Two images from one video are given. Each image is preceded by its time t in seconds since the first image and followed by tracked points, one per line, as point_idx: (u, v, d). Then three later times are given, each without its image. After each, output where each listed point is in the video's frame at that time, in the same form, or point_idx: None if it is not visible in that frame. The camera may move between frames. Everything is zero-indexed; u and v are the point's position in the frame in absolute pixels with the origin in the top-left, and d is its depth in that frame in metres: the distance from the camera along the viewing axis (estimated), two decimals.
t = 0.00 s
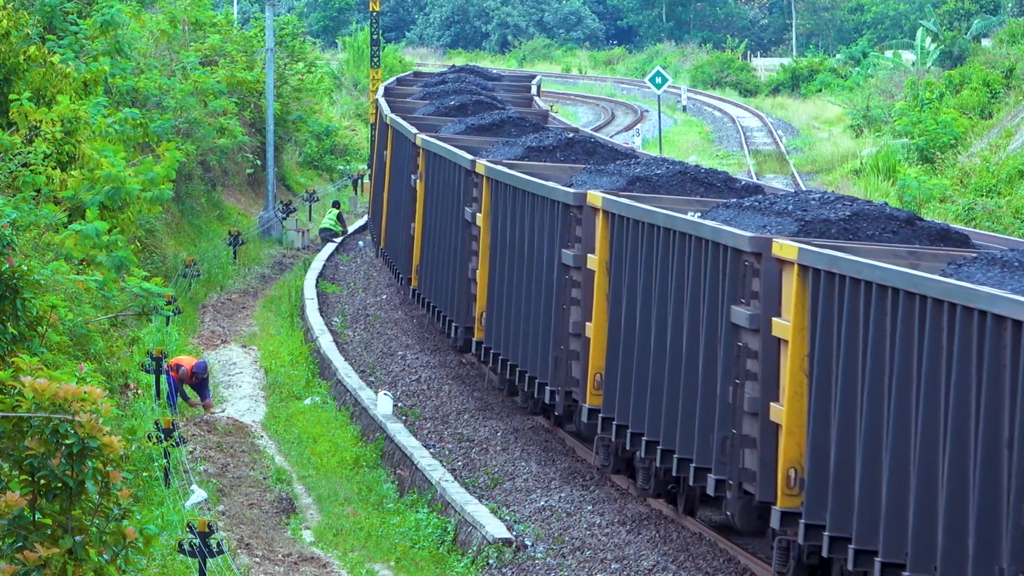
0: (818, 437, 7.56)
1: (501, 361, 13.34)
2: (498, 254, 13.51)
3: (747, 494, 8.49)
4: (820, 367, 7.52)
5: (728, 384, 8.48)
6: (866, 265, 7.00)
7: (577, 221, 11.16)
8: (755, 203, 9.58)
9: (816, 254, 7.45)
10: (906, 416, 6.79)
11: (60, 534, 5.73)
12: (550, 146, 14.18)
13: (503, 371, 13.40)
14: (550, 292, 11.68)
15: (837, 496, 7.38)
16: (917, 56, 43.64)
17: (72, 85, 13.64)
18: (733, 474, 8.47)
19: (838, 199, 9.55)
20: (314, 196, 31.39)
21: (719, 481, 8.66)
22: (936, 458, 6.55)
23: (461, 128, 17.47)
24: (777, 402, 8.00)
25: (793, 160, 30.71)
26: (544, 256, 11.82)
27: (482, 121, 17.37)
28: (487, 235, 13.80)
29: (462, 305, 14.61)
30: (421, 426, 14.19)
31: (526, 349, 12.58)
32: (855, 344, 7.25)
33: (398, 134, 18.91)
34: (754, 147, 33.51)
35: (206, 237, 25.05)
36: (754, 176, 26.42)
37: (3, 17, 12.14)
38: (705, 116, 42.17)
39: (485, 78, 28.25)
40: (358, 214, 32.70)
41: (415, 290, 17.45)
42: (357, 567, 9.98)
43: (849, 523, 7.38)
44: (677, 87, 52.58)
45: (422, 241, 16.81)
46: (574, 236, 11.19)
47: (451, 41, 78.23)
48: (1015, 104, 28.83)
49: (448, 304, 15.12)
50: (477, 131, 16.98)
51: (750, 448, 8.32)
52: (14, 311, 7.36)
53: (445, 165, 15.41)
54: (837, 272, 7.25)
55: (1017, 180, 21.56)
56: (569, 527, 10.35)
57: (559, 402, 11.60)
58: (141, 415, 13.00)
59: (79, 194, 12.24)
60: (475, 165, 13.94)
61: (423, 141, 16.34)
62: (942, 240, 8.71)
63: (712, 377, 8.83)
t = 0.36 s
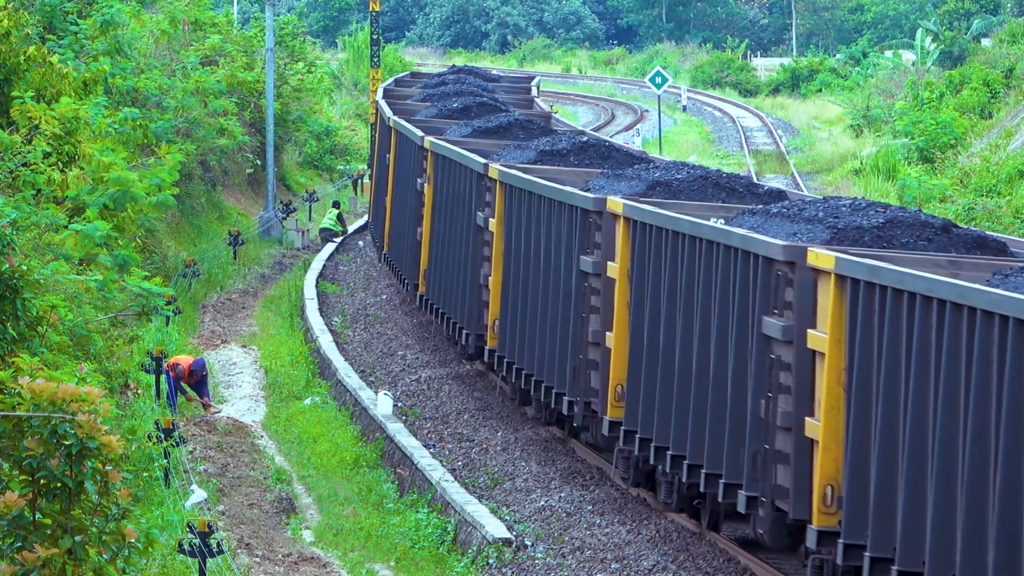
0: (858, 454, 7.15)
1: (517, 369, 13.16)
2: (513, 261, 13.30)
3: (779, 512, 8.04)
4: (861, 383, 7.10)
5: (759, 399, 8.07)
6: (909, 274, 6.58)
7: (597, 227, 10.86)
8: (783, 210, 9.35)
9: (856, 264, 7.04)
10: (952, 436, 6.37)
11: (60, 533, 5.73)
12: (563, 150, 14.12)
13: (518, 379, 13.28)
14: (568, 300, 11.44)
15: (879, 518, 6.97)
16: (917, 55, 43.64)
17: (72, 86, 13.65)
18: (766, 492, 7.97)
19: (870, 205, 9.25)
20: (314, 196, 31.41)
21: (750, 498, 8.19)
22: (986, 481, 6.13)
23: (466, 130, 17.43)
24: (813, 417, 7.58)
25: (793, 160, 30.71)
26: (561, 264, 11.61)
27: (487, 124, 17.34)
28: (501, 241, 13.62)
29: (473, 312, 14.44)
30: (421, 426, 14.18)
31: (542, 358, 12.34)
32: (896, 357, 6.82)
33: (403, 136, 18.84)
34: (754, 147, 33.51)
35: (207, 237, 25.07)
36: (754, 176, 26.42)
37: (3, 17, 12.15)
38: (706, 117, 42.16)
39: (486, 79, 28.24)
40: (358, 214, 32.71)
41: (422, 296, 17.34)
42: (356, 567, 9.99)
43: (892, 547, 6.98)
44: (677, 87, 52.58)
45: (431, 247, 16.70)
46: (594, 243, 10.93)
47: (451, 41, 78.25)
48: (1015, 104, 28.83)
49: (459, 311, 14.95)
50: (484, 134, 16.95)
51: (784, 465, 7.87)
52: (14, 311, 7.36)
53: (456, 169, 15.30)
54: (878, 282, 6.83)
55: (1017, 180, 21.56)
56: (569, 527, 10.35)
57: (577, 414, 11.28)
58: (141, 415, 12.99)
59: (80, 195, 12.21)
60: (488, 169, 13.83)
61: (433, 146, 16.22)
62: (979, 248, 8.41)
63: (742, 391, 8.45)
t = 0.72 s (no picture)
0: (900, 473, 6.82)
1: (532, 380, 12.80)
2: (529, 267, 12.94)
3: (815, 530, 7.72)
4: (903, 398, 6.75)
5: (794, 413, 7.72)
6: (956, 286, 6.25)
7: (619, 234, 10.47)
8: (813, 216, 8.96)
9: (898, 275, 6.68)
10: (1004, 456, 6.02)
11: (59, 533, 5.73)
12: (574, 153, 13.68)
13: (533, 389, 12.89)
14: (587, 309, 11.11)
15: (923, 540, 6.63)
16: (917, 55, 43.61)
17: (72, 86, 13.67)
18: (801, 508, 7.67)
19: (903, 210, 8.94)
20: (314, 196, 31.40)
21: (784, 516, 7.90)
22: None
23: (473, 134, 17.27)
24: (852, 433, 7.24)
25: (793, 160, 30.69)
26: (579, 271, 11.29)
27: (494, 126, 17.18)
28: (515, 247, 13.30)
29: (484, 320, 14.11)
30: (421, 426, 14.17)
31: (559, 367, 11.99)
32: (942, 374, 6.49)
33: (408, 139, 18.67)
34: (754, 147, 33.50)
35: (207, 237, 25.06)
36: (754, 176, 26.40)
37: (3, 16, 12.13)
38: (706, 116, 42.15)
39: (486, 79, 28.22)
40: (358, 214, 32.68)
41: (429, 302, 17.09)
42: (356, 567, 9.98)
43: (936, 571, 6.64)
44: (677, 87, 52.56)
45: (438, 253, 16.50)
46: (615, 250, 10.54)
47: (451, 41, 78.17)
48: (1015, 104, 28.81)
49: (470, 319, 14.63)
50: (492, 137, 16.83)
51: (820, 480, 7.55)
52: (14, 311, 7.36)
53: (466, 174, 15.01)
54: (922, 294, 6.49)
55: (1017, 180, 21.55)
56: (569, 527, 10.35)
57: (599, 426, 10.85)
58: (141, 415, 12.99)
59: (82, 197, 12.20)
60: (501, 174, 13.57)
61: (440, 149, 16.03)
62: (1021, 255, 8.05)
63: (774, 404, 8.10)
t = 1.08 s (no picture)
0: (947, 491, 6.43)
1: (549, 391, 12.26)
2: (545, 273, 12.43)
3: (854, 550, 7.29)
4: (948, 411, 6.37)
5: (831, 430, 7.29)
6: (1007, 297, 5.91)
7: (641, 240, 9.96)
8: (845, 224, 8.63)
9: (943, 285, 6.32)
10: None
11: (60, 533, 5.73)
12: (590, 158, 13.50)
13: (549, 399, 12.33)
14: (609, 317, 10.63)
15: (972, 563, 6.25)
16: (917, 55, 43.62)
17: (73, 86, 13.72)
18: (839, 528, 7.24)
19: (939, 218, 8.68)
20: (314, 196, 31.41)
21: (821, 535, 7.47)
22: None
23: (480, 136, 17.04)
24: (893, 450, 6.84)
25: (793, 160, 30.71)
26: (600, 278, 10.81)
27: (503, 130, 16.95)
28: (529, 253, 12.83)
29: (497, 329, 13.64)
30: (421, 426, 14.18)
31: (577, 377, 11.49)
32: (992, 388, 6.13)
33: (413, 142, 18.41)
34: (754, 147, 33.53)
35: (207, 237, 25.06)
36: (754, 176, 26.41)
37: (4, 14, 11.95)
38: (706, 117, 42.16)
39: (487, 80, 28.24)
40: (358, 214, 32.67)
41: (437, 309, 16.72)
42: (356, 567, 9.99)
43: None
44: (677, 87, 52.56)
45: (448, 259, 16.15)
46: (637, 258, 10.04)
47: (451, 41, 78.12)
48: (1015, 104, 28.81)
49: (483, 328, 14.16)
50: (499, 140, 16.64)
51: (859, 499, 7.13)
52: (14, 311, 7.36)
53: (477, 178, 14.66)
54: (969, 306, 6.14)
55: (1017, 180, 21.56)
56: (569, 527, 10.35)
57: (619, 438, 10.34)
58: (141, 415, 13.02)
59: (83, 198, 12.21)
60: (516, 179, 13.11)
61: (449, 154, 15.71)
62: None
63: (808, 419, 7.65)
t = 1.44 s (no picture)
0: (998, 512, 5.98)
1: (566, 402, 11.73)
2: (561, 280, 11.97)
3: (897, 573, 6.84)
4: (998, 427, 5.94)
5: (872, 446, 6.83)
6: None
7: (666, 248, 9.49)
8: (882, 231, 8.25)
9: (993, 298, 5.89)
10: None
11: (60, 533, 5.73)
12: (604, 162, 13.08)
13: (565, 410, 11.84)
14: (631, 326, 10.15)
15: None
16: (917, 55, 43.60)
17: (73, 85, 13.73)
18: (881, 549, 6.79)
19: (978, 226, 8.28)
20: (314, 196, 31.43)
21: (861, 557, 6.98)
22: None
23: (488, 139, 16.74)
24: (940, 468, 6.41)
25: (793, 160, 30.71)
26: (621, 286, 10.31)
27: (511, 132, 16.63)
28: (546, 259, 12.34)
29: (511, 336, 13.18)
30: (421, 426, 14.18)
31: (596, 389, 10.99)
32: None
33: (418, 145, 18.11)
34: (754, 147, 33.54)
35: (207, 237, 25.07)
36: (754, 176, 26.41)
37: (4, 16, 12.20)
38: (706, 116, 42.15)
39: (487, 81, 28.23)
40: (358, 214, 32.67)
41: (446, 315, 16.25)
42: (356, 567, 10.00)
43: None
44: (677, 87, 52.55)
45: (456, 265, 15.73)
46: (662, 266, 9.56)
47: (451, 41, 78.20)
48: (1015, 104, 28.79)
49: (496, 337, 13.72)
50: (507, 143, 16.29)
51: (902, 519, 6.68)
52: (14, 311, 7.36)
53: (488, 182, 14.24)
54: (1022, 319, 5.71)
55: (1017, 180, 21.55)
56: (569, 527, 10.36)
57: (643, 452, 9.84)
58: (141, 415, 13.03)
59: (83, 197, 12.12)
60: (530, 184, 12.62)
61: (458, 157, 15.31)
62: None
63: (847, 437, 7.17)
